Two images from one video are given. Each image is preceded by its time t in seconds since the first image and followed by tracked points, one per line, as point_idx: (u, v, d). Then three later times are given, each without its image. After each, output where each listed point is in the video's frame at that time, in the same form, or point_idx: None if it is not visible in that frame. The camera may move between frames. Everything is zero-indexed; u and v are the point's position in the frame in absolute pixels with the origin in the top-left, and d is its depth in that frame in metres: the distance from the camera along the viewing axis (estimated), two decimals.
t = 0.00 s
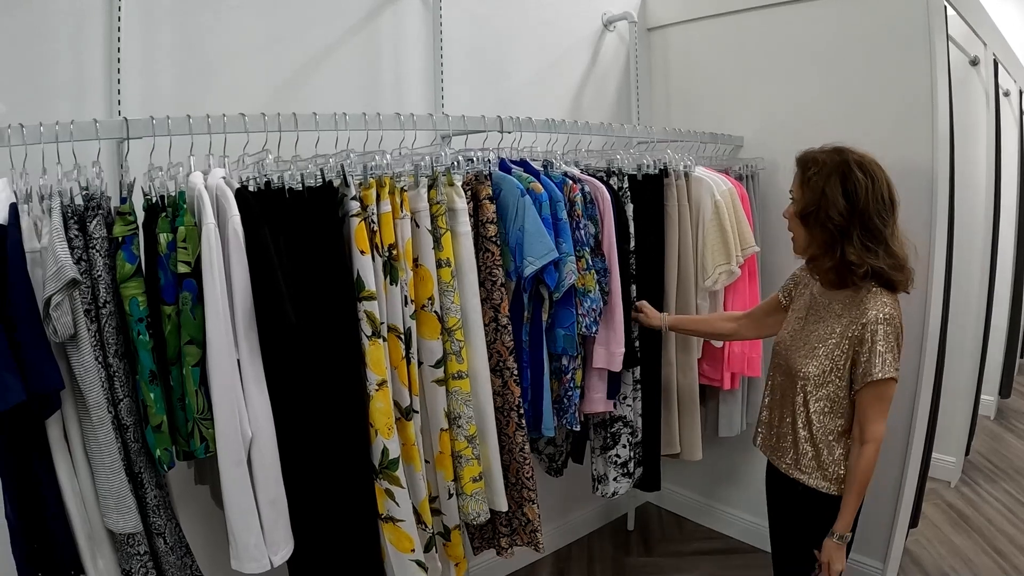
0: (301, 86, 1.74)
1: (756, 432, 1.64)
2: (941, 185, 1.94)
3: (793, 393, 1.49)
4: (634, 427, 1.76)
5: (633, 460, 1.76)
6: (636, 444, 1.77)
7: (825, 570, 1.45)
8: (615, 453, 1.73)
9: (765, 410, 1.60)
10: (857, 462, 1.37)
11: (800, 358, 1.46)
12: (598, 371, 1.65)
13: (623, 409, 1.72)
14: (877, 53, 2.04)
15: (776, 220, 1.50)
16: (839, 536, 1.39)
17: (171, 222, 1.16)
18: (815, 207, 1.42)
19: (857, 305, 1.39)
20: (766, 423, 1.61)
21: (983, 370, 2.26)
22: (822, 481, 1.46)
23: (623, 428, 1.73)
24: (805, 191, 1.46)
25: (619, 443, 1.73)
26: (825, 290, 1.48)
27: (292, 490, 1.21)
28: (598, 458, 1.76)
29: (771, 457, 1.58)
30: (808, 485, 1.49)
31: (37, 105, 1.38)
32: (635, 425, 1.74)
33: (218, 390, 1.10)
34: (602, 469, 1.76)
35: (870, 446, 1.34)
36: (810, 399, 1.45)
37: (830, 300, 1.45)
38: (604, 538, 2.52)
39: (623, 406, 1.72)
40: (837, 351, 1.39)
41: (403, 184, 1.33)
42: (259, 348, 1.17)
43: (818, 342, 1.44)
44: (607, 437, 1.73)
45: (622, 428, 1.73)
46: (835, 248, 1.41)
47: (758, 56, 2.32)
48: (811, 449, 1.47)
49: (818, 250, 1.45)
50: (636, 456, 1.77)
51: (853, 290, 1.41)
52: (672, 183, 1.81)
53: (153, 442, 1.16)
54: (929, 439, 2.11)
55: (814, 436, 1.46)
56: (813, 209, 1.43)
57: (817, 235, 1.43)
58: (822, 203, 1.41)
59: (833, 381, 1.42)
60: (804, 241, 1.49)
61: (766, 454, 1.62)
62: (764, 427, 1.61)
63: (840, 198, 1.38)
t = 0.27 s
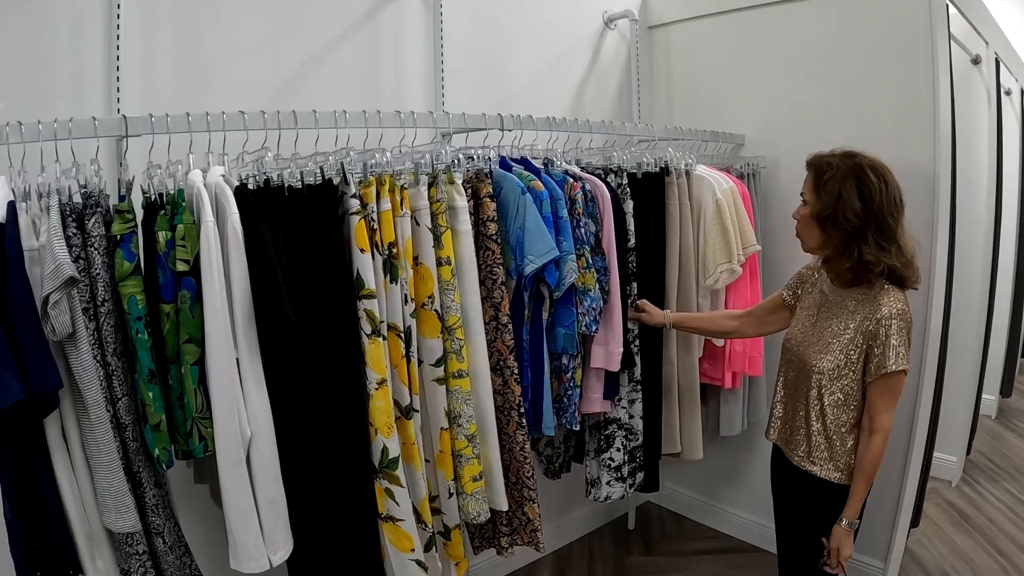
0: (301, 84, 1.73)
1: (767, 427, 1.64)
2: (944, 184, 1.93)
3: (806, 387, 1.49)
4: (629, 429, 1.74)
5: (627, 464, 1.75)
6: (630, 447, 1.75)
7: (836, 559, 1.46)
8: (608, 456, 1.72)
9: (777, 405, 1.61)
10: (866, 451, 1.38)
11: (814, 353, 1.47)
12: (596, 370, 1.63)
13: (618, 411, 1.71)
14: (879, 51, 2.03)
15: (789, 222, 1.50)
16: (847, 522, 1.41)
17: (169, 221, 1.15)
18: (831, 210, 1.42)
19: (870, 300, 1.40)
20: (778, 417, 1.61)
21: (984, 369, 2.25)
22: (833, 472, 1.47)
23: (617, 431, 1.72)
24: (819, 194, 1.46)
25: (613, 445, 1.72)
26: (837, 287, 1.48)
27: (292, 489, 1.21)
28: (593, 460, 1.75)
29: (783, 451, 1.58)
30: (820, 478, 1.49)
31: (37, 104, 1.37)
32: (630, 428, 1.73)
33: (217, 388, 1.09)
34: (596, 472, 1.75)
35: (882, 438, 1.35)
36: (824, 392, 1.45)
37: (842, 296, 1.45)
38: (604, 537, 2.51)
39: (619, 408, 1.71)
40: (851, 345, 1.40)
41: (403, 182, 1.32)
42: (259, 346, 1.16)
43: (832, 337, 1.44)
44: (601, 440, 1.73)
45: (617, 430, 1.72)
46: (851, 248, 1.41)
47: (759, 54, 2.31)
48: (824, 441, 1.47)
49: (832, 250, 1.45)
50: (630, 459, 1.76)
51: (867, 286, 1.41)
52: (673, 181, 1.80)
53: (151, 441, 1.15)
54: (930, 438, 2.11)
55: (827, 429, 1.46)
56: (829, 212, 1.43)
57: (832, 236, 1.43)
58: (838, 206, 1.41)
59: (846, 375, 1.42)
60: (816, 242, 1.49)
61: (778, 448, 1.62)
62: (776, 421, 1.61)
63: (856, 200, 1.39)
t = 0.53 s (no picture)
0: (299, 81, 1.72)
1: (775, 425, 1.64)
2: (945, 182, 1.92)
3: (816, 384, 1.49)
4: (626, 429, 1.72)
5: (624, 464, 1.74)
6: (627, 447, 1.73)
7: (845, 556, 1.45)
8: (605, 455, 1.71)
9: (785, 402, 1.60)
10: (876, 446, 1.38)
11: (824, 349, 1.46)
12: (592, 369, 1.63)
13: (614, 411, 1.70)
14: (880, 48, 2.02)
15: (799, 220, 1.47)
16: (857, 519, 1.40)
17: (165, 218, 1.14)
18: (842, 207, 1.41)
19: (880, 295, 1.39)
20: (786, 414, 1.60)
21: (984, 368, 2.24)
22: (841, 468, 1.46)
23: (614, 431, 1.70)
24: (829, 191, 1.45)
25: (610, 445, 1.71)
26: (845, 283, 1.48)
27: (287, 488, 1.20)
28: (590, 460, 1.75)
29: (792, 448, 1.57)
30: (829, 474, 1.49)
31: (33, 100, 1.37)
32: (628, 428, 1.72)
33: (213, 387, 1.09)
34: (593, 471, 1.75)
35: (891, 433, 1.35)
36: (833, 388, 1.44)
37: (851, 292, 1.45)
38: (604, 536, 2.51)
39: (616, 407, 1.70)
40: (860, 340, 1.39)
41: (400, 179, 1.31)
42: (254, 345, 1.16)
43: (841, 333, 1.44)
44: (598, 439, 1.72)
45: (613, 430, 1.70)
46: (862, 245, 1.40)
47: (759, 51, 2.30)
48: (833, 437, 1.47)
49: (842, 247, 1.44)
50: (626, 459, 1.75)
51: (876, 282, 1.41)
52: (673, 179, 1.79)
53: (147, 440, 1.15)
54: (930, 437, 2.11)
55: (836, 425, 1.45)
56: (840, 209, 1.41)
57: (842, 233, 1.42)
58: (848, 203, 1.40)
59: (855, 370, 1.42)
60: (824, 240, 1.48)
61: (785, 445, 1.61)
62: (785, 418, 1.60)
63: (867, 196, 1.38)
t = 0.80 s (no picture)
0: (298, 79, 1.71)
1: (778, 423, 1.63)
2: (946, 180, 1.91)
3: (821, 381, 1.48)
4: (631, 425, 1.72)
5: (630, 458, 1.73)
6: (633, 442, 1.73)
7: (850, 556, 1.44)
8: (611, 450, 1.70)
9: (789, 400, 1.59)
10: (881, 444, 1.37)
11: (830, 345, 1.45)
12: (592, 368, 1.62)
13: (618, 406, 1.69)
14: (881, 45, 2.01)
15: (807, 218, 1.47)
16: (862, 517, 1.39)
17: (163, 215, 1.14)
18: (851, 204, 1.40)
19: (888, 292, 1.39)
20: (790, 412, 1.59)
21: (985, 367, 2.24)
22: (844, 466, 1.46)
23: (619, 426, 1.70)
24: (836, 188, 1.44)
25: (615, 440, 1.70)
26: (852, 280, 1.47)
27: (285, 486, 1.20)
28: (597, 454, 1.74)
29: (795, 446, 1.56)
30: (833, 472, 1.48)
31: (32, 97, 1.36)
32: (639, 423, 1.72)
33: (210, 384, 1.08)
34: (600, 466, 1.74)
35: (897, 431, 1.34)
36: (838, 385, 1.44)
37: (858, 288, 1.44)
38: (604, 535, 2.50)
39: (620, 403, 1.69)
40: (868, 336, 1.38)
41: (399, 176, 1.31)
42: (252, 342, 1.15)
43: (848, 329, 1.43)
44: (603, 434, 1.71)
45: (619, 425, 1.70)
46: (871, 241, 1.40)
47: (760, 49, 2.29)
48: (837, 435, 1.46)
49: (851, 244, 1.44)
50: (634, 454, 1.74)
51: (885, 278, 1.41)
52: (673, 176, 1.79)
53: (145, 438, 1.14)
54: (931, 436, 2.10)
55: (840, 422, 1.44)
56: (849, 206, 1.41)
57: (851, 229, 1.42)
58: (857, 199, 1.40)
59: (861, 367, 1.41)
60: (833, 237, 1.48)
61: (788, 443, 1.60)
62: (789, 416, 1.60)
63: (875, 192, 1.38)
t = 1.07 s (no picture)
0: (298, 79, 1.71)
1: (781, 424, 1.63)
2: (946, 181, 1.91)
3: (823, 381, 1.48)
4: (627, 424, 1.72)
5: (625, 457, 1.73)
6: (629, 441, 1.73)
7: (851, 558, 1.44)
8: (607, 449, 1.70)
9: (792, 401, 1.59)
10: (884, 445, 1.37)
11: (832, 345, 1.45)
12: (593, 367, 1.62)
13: (615, 406, 1.69)
14: (881, 45, 2.01)
15: (810, 216, 1.47)
16: (864, 519, 1.39)
17: (163, 215, 1.14)
18: (854, 203, 1.40)
19: (891, 292, 1.38)
20: (793, 413, 1.59)
21: (986, 367, 2.24)
22: (847, 467, 1.45)
23: (615, 425, 1.70)
24: (840, 188, 1.45)
25: (610, 439, 1.70)
26: (855, 281, 1.47)
27: (285, 486, 1.20)
28: (592, 453, 1.74)
29: (798, 447, 1.56)
30: (835, 473, 1.47)
31: (32, 96, 1.36)
32: (631, 424, 1.71)
33: (211, 384, 1.08)
34: (595, 464, 1.74)
35: (900, 432, 1.34)
36: (841, 385, 1.44)
37: (861, 289, 1.44)
38: (603, 534, 2.50)
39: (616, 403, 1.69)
40: (870, 337, 1.38)
41: (399, 176, 1.31)
42: (253, 342, 1.15)
43: (850, 330, 1.43)
44: (599, 433, 1.71)
45: (614, 424, 1.70)
46: (874, 241, 1.39)
47: (760, 49, 2.29)
48: (839, 436, 1.46)
49: (854, 244, 1.43)
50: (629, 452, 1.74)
51: (887, 278, 1.40)
52: (673, 176, 1.79)
53: (145, 438, 1.14)
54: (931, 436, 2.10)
55: (843, 423, 1.44)
56: (852, 205, 1.41)
57: (854, 229, 1.41)
58: (860, 198, 1.40)
59: (864, 367, 1.41)
60: (835, 237, 1.47)
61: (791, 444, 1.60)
62: (791, 417, 1.60)
63: (878, 192, 1.38)
